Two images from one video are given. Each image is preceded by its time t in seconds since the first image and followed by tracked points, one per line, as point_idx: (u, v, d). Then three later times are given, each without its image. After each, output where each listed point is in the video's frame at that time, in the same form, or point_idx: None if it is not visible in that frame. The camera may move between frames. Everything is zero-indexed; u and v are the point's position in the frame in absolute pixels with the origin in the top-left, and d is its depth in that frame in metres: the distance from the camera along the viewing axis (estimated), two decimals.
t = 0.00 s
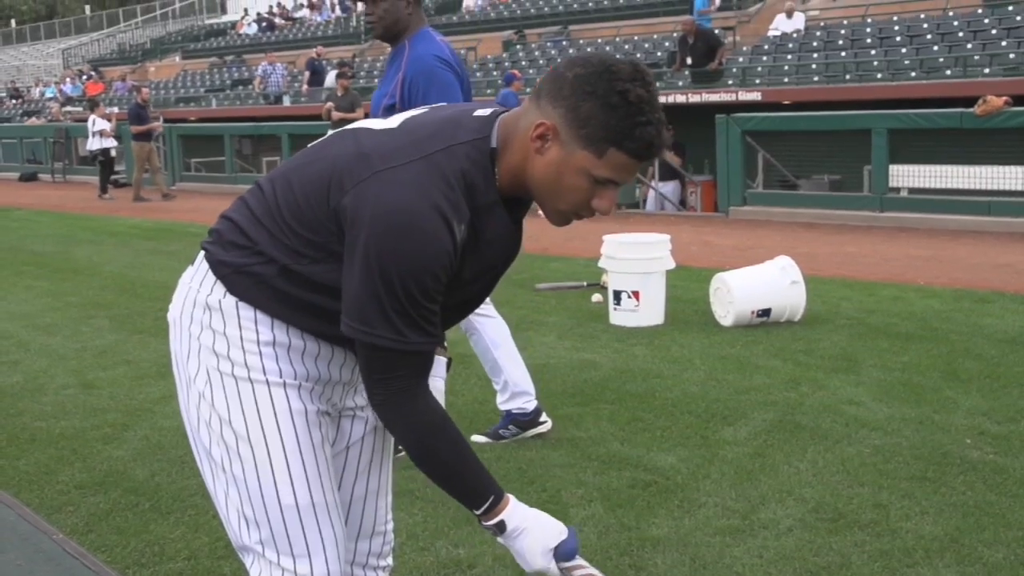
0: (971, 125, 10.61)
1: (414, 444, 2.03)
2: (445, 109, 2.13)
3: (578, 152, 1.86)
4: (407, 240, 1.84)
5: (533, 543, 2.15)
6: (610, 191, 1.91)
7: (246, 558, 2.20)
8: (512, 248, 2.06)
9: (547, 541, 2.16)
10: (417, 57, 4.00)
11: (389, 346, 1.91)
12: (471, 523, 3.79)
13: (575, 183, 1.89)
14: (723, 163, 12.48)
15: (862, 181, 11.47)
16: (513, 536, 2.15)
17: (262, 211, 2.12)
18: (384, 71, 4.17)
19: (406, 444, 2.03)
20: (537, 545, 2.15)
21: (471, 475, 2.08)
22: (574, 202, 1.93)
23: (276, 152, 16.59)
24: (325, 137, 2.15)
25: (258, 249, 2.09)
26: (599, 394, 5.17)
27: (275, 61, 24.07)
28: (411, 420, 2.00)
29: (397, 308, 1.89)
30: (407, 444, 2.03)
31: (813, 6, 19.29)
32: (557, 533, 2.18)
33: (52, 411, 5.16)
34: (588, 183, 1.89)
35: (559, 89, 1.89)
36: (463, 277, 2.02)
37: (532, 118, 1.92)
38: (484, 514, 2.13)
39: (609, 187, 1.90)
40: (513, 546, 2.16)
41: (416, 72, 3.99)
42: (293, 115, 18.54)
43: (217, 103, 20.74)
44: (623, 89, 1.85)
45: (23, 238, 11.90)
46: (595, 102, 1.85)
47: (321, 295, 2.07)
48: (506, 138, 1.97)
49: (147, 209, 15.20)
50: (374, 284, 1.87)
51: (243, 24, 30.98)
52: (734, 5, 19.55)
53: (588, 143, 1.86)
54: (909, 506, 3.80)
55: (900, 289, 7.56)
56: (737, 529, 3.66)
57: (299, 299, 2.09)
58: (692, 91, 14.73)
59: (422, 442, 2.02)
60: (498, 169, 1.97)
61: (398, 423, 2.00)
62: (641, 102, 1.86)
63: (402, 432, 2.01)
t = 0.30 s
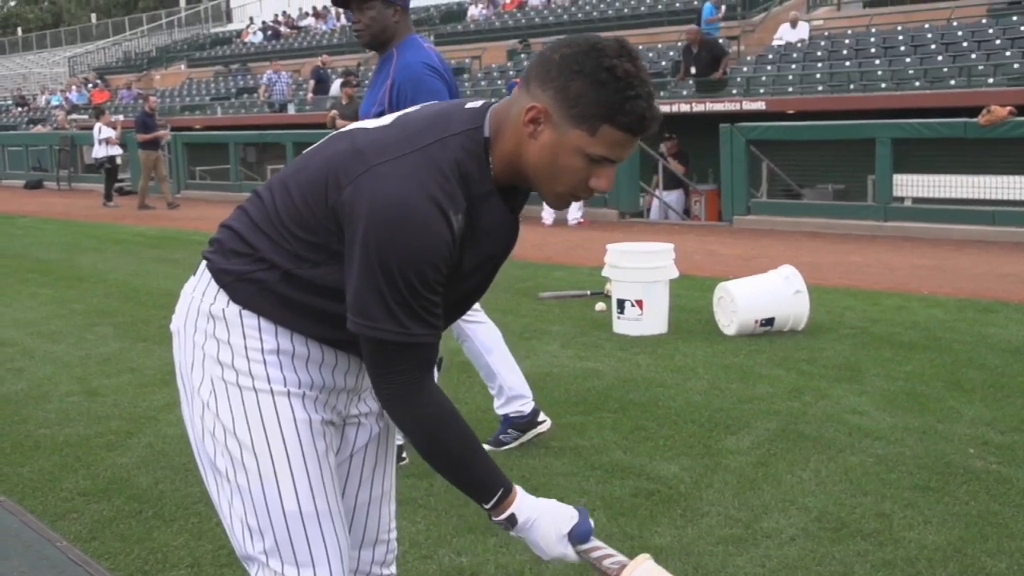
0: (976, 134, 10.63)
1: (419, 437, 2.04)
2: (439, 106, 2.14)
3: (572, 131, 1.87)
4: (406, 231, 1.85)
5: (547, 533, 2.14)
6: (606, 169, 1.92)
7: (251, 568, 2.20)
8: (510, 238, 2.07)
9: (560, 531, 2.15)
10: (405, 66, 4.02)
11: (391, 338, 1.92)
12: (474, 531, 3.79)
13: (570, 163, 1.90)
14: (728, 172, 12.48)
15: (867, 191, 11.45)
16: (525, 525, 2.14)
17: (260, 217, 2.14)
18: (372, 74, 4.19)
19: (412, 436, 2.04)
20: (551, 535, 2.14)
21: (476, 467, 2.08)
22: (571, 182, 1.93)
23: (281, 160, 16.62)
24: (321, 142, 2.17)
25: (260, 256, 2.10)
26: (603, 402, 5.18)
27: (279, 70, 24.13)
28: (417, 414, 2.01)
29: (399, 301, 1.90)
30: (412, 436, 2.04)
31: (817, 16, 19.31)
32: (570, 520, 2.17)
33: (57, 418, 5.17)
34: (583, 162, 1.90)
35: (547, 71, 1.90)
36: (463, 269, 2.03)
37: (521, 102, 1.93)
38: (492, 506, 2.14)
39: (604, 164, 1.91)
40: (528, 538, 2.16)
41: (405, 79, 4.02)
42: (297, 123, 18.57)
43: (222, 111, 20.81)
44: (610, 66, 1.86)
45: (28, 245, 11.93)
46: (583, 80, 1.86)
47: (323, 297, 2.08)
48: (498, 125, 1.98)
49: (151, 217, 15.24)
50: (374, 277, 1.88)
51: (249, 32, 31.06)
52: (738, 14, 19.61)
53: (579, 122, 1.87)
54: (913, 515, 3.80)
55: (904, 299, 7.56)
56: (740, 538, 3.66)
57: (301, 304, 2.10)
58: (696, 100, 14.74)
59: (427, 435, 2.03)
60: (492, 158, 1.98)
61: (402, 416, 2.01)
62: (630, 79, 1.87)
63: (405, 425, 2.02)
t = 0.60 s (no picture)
0: (979, 142, 10.57)
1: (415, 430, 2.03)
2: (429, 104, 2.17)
3: (564, 110, 1.91)
4: (402, 219, 1.87)
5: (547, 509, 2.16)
6: (602, 144, 1.95)
7: None
8: (505, 227, 2.09)
9: (558, 498, 2.17)
10: (394, 72, 4.07)
11: (391, 330, 1.93)
12: (478, 538, 3.79)
13: (565, 141, 1.94)
14: (731, 180, 12.48)
15: (870, 199, 11.48)
16: (518, 508, 2.14)
17: (258, 221, 2.15)
18: (361, 79, 4.23)
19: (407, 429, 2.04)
20: (550, 509, 2.16)
21: (476, 461, 2.08)
22: (567, 161, 1.97)
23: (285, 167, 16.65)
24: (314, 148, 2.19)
25: (260, 262, 2.11)
26: (606, 410, 5.18)
27: (283, 78, 24.19)
28: (413, 408, 2.01)
29: (396, 291, 1.91)
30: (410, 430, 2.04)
31: (821, 24, 19.33)
32: (563, 490, 2.19)
33: (60, 425, 5.18)
34: (578, 139, 1.93)
35: (533, 54, 1.95)
36: (460, 261, 2.05)
37: (511, 86, 1.97)
38: (486, 495, 2.12)
39: (599, 140, 1.95)
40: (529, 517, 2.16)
41: (394, 86, 4.06)
42: (302, 130, 18.61)
43: (226, 119, 20.86)
44: (596, 42, 1.91)
45: (32, 252, 11.95)
46: (571, 57, 1.91)
47: (320, 297, 2.09)
48: (490, 112, 2.01)
49: (156, 224, 15.27)
50: (371, 267, 1.89)
51: (253, 40, 31.14)
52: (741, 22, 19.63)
53: (571, 99, 1.91)
54: (916, 524, 3.79)
55: (908, 307, 7.56)
56: (743, 547, 3.66)
57: (299, 306, 2.11)
58: (700, 108, 14.75)
59: (424, 427, 2.03)
60: (485, 146, 2.01)
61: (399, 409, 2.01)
62: (618, 54, 1.92)
63: (403, 419, 2.02)
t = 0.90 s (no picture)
0: (981, 153, 10.60)
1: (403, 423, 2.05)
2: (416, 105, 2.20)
3: (554, 91, 1.97)
4: (399, 208, 1.89)
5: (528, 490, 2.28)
6: (594, 122, 2.01)
7: None
8: (499, 216, 2.13)
9: (537, 479, 2.31)
10: (384, 81, 4.08)
11: (388, 321, 1.95)
12: (479, 548, 3.79)
13: (558, 121, 2.00)
14: (734, 190, 12.48)
15: (872, 209, 11.46)
16: (500, 494, 2.22)
17: (254, 228, 2.17)
18: (352, 92, 4.27)
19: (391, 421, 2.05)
20: (532, 489, 2.29)
21: (466, 451, 2.13)
22: (560, 141, 2.02)
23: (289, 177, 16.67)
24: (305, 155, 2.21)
25: (261, 271, 2.12)
26: (608, 420, 5.18)
27: (287, 87, 24.23)
28: (400, 400, 2.03)
29: (392, 281, 1.93)
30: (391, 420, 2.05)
31: (824, 34, 19.35)
32: (539, 471, 2.33)
33: (62, 434, 5.18)
34: (571, 118, 1.99)
35: (518, 38, 2.01)
36: (457, 252, 2.07)
37: (498, 73, 2.03)
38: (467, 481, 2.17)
39: (591, 118, 2.01)
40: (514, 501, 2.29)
41: (384, 95, 4.07)
42: (305, 139, 18.63)
43: (230, 128, 20.89)
44: (579, 22, 1.97)
45: (36, 261, 11.95)
46: (557, 37, 1.97)
47: (316, 301, 2.10)
48: (480, 102, 2.07)
49: (159, 233, 15.29)
50: (367, 259, 1.91)
51: (257, 50, 31.21)
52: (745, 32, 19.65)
53: (561, 79, 1.97)
54: (917, 535, 3.79)
55: (910, 317, 7.56)
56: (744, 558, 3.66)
57: (295, 309, 2.12)
58: (703, 118, 14.77)
59: (408, 417, 2.04)
60: (478, 137, 2.06)
61: (383, 401, 2.03)
62: (602, 32, 1.98)
63: (388, 413, 2.04)
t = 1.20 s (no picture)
0: (984, 165, 10.60)
1: (393, 416, 2.06)
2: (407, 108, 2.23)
3: (543, 75, 2.01)
4: (395, 203, 1.90)
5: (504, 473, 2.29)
6: (585, 105, 2.05)
7: None
8: (495, 209, 2.15)
9: (514, 458, 2.34)
10: (379, 93, 4.13)
11: (387, 313, 1.97)
12: (482, 561, 3.79)
13: (549, 106, 2.03)
14: (737, 203, 12.48)
15: (875, 222, 11.50)
16: (482, 475, 2.22)
17: (253, 239, 2.18)
18: (346, 100, 4.31)
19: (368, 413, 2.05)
20: (511, 468, 2.31)
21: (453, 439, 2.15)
22: (553, 125, 2.05)
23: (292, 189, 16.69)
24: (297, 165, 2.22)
25: (263, 285, 2.12)
26: (610, 433, 5.17)
27: (290, 100, 24.29)
28: (385, 395, 2.04)
29: (388, 275, 1.94)
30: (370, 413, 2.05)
31: (828, 47, 19.39)
32: (514, 451, 2.35)
33: (65, 447, 5.18)
34: (562, 102, 2.02)
35: (502, 27, 2.05)
36: (455, 248, 2.09)
37: (486, 64, 2.06)
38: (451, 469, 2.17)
39: (581, 100, 2.04)
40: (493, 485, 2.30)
41: (378, 105, 4.12)
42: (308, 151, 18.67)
43: (234, 141, 20.95)
44: (562, 7, 2.01)
45: (39, 273, 11.97)
46: (541, 22, 2.01)
47: (313, 307, 2.11)
48: (471, 97, 2.10)
49: (162, 245, 15.32)
50: (365, 254, 1.91)
51: (261, 62, 31.32)
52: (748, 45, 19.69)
53: (548, 64, 2.00)
54: (921, 549, 3.78)
55: (913, 330, 7.56)
56: (747, 571, 3.65)
57: (291, 317, 2.12)
58: (706, 130, 14.78)
59: (392, 409, 2.05)
60: (471, 131, 2.09)
61: (367, 394, 2.03)
62: (585, 16, 2.02)
63: (370, 408, 2.04)
